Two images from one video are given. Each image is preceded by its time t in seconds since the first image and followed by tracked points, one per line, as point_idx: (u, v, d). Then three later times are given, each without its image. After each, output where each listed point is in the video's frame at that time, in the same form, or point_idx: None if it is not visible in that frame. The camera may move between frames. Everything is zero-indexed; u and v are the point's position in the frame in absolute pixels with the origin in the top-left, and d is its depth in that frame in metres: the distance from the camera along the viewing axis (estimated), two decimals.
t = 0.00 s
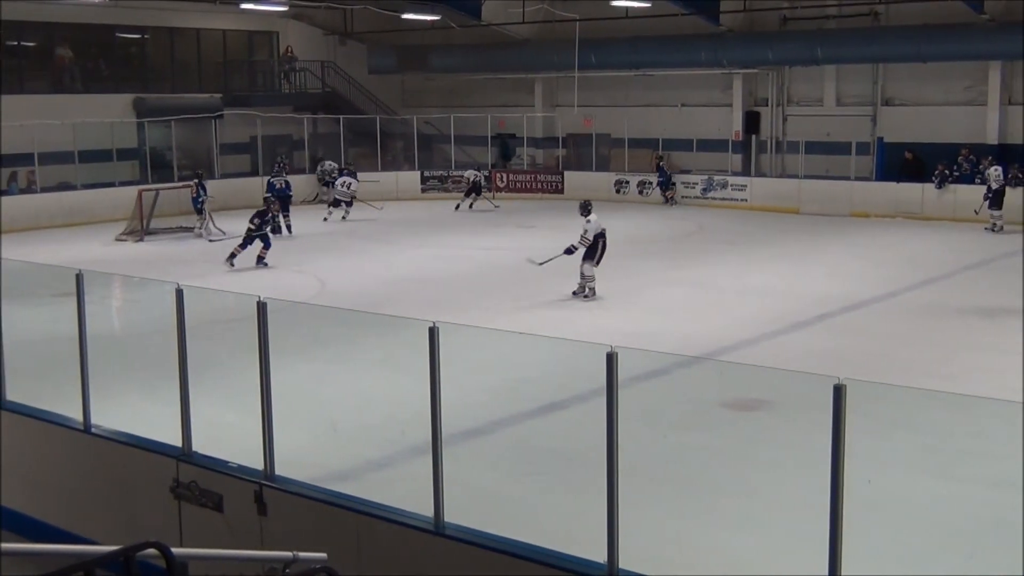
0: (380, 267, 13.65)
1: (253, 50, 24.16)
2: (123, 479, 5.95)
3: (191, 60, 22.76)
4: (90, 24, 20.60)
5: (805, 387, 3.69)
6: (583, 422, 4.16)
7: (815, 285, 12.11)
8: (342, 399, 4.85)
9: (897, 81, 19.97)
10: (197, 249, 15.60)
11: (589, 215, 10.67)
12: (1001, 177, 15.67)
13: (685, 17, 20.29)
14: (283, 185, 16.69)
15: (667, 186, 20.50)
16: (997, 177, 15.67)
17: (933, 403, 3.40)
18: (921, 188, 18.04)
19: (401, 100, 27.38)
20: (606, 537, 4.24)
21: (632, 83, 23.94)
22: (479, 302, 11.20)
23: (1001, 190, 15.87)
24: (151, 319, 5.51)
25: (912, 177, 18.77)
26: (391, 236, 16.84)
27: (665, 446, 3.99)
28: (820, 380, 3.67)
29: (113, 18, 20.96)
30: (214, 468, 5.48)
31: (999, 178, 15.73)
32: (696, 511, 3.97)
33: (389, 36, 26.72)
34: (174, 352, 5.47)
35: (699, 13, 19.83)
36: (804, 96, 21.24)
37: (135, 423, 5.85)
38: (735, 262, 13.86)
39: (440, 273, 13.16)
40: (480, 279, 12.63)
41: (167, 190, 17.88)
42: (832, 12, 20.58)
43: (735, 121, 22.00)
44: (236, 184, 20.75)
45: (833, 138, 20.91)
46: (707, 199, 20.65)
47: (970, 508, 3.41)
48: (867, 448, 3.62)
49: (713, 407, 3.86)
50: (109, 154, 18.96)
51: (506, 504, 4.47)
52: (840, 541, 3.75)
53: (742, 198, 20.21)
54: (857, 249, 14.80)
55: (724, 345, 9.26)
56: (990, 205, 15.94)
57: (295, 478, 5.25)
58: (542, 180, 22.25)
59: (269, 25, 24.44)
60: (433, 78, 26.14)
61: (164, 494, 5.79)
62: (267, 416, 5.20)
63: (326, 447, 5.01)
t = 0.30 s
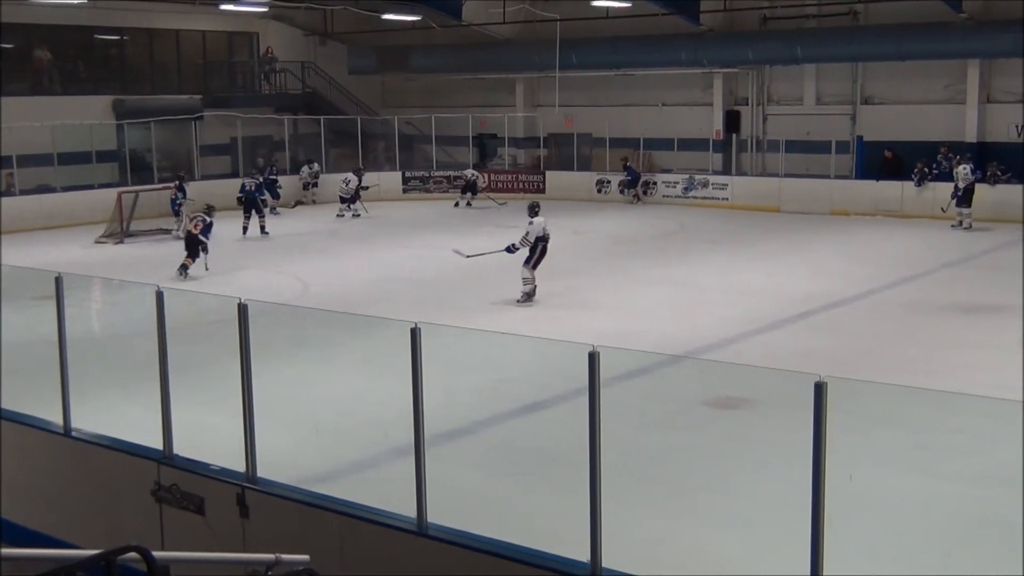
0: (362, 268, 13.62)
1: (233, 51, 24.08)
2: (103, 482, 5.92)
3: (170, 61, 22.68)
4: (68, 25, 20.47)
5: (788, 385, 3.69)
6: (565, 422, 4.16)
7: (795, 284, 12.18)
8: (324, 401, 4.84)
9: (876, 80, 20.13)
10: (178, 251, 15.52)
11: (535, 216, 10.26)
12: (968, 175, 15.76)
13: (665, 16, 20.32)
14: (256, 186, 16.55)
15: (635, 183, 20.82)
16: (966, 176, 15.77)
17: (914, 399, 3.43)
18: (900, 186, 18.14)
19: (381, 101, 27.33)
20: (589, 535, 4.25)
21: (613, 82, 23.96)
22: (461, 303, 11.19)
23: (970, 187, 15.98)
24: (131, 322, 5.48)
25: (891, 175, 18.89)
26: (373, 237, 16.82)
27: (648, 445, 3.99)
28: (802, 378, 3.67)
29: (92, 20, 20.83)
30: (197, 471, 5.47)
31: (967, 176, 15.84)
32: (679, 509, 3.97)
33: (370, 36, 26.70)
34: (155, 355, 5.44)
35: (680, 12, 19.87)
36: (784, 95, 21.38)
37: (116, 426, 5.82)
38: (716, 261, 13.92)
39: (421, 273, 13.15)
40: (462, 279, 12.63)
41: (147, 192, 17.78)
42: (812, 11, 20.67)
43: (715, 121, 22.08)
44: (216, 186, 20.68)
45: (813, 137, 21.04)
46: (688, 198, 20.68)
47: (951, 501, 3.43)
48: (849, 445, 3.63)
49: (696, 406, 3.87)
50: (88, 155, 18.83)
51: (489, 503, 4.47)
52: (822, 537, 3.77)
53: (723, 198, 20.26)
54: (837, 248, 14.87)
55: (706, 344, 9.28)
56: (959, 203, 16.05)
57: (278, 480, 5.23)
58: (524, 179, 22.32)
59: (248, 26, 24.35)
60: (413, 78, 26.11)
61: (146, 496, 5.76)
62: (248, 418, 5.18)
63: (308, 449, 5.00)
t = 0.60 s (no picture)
0: (326, 269, 13.57)
1: (193, 51, 23.92)
2: (63, 487, 5.86)
3: (128, 61, 22.53)
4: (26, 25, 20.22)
5: (749, 384, 3.73)
6: (530, 421, 4.15)
7: (755, 282, 12.29)
8: (288, 403, 4.82)
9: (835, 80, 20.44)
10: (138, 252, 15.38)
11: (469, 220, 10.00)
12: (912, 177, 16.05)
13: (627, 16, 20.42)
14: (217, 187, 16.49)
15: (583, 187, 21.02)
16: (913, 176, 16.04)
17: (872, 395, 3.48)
18: (860, 184, 18.34)
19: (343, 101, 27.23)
20: (553, 536, 4.25)
21: (575, 82, 24.00)
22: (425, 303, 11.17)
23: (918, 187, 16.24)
24: (91, 325, 5.42)
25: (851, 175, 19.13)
26: (336, 237, 16.77)
27: (612, 444, 4.00)
28: (763, 376, 3.70)
29: (51, 20, 20.61)
30: (158, 473, 5.42)
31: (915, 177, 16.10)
32: (642, 508, 4.00)
33: (331, 36, 26.63)
34: (116, 358, 5.39)
35: (642, 12, 19.99)
36: (744, 95, 21.65)
37: (76, 429, 5.77)
38: (679, 260, 14.03)
39: (384, 274, 13.10)
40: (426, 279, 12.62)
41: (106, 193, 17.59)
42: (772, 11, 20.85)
43: (677, 121, 22.23)
44: (177, 187, 20.54)
45: (773, 137, 21.28)
46: (650, 197, 20.75)
47: (910, 496, 3.48)
48: (809, 443, 3.66)
49: (659, 404, 3.88)
50: (47, 156, 18.47)
51: (454, 504, 4.46)
52: (784, 535, 3.79)
53: (685, 197, 20.36)
54: (799, 247, 15.01)
55: (669, 343, 9.32)
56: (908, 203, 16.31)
57: (241, 482, 5.20)
58: (487, 180, 22.38)
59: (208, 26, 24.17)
60: (375, 78, 26.04)
61: (107, 501, 5.70)
62: (211, 421, 5.15)
63: (270, 451, 4.97)
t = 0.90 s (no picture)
0: (297, 269, 13.53)
1: (163, 50, 23.78)
2: (33, 489, 5.81)
3: (97, 61, 22.42)
4: None
5: (720, 384, 3.72)
6: (503, 421, 4.15)
7: (725, 282, 12.37)
8: (260, 405, 4.80)
9: (804, 81, 20.63)
10: (107, 253, 15.29)
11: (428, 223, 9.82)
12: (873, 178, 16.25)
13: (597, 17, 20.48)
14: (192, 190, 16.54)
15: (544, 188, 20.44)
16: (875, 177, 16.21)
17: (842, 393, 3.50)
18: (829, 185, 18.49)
19: (314, 101, 27.14)
20: (526, 536, 4.25)
21: (547, 82, 24.04)
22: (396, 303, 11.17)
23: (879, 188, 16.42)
24: (60, 327, 5.38)
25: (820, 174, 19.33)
26: (308, 237, 16.74)
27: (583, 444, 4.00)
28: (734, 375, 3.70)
29: (18, 18, 20.42)
30: (128, 476, 5.39)
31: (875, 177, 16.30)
32: (614, 507, 4.02)
33: (302, 36, 26.54)
34: (84, 361, 5.35)
35: (612, 13, 20.06)
36: (714, 95, 21.72)
37: (45, 432, 5.73)
38: (650, 260, 14.11)
39: (356, 274, 13.08)
40: (397, 279, 12.62)
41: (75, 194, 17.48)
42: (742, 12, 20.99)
43: (648, 121, 22.31)
44: (147, 187, 20.40)
45: (744, 137, 21.44)
46: (622, 198, 20.81)
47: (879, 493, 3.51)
48: (780, 441, 3.66)
49: (631, 404, 3.87)
50: (15, 157, 18.15)
51: (427, 504, 4.46)
52: (755, 533, 3.80)
53: (656, 197, 20.42)
54: (769, 247, 15.12)
55: (640, 343, 9.36)
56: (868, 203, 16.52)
57: (212, 484, 5.17)
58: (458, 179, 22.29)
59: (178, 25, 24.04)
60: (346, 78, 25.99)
61: (77, 504, 5.67)
62: (181, 423, 5.13)
63: (241, 453, 4.95)
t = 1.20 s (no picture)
0: (275, 269, 13.50)
1: (140, 49, 23.70)
2: (9, 491, 5.77)
3: (74, 58, 22.62)
4: None
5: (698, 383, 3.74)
6: (483, 421, 4.15)
7: (704, 282, 12.41)
8: (238, 405, 4.78)
9: (783, 82, 20.71)
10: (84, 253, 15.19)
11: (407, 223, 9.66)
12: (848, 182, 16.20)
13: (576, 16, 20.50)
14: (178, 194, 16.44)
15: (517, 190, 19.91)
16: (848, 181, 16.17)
17: (819, 394, 3.53)
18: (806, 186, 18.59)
19: (292, 100, 27.05)
20: (505, 537, 4.25)
21: (526, 82, 24.05)
22: (375, 303, 11.15)
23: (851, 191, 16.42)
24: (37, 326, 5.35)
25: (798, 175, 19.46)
26: (287, 237, 16.69)
27: (563, 445, 4.00)
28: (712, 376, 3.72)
29: None
30: (104, 477, 5.37)
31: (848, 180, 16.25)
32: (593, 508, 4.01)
33: (281, 35, 26.44)
34: (61, 360, 5.32)
35: (591, 13, 20.08)
36: (692, 95, 21.75)
37: (22, 433, 5.70)
38: (629, 260, 14.14)
39: (335, 274, 13.05)
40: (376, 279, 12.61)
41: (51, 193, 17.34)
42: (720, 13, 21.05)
43: (627, 121, 22.40)
44: (124, 187, 20.25)
45: (722, 137, 21.54)
46: (601, 198, 20.84)
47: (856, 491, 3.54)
48: (758, 442, 3.67)
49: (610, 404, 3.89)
50: None
51: (405, 505, 4.45)
52: (733, 535, 3.81)
53: (635, 197, 20.47)
54: (747, 247, 15.18)
55: (619, 343, 9.39)
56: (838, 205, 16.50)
57: (190, 486, 5.15)
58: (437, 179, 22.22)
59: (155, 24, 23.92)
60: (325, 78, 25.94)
61: (53, 505, 5.63)
62: (159, 423, 5.11)
63: (220, 454, 4.93)
